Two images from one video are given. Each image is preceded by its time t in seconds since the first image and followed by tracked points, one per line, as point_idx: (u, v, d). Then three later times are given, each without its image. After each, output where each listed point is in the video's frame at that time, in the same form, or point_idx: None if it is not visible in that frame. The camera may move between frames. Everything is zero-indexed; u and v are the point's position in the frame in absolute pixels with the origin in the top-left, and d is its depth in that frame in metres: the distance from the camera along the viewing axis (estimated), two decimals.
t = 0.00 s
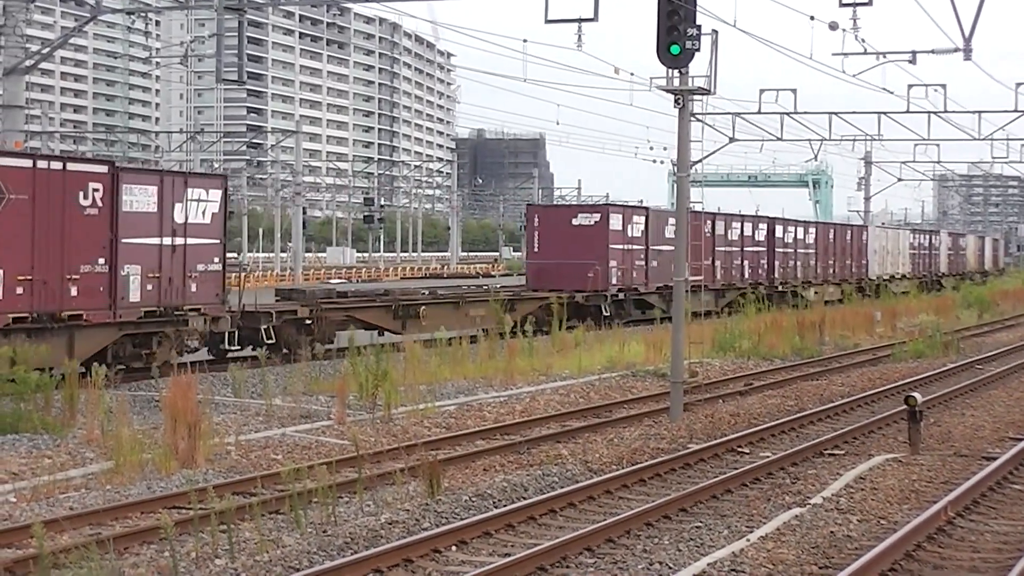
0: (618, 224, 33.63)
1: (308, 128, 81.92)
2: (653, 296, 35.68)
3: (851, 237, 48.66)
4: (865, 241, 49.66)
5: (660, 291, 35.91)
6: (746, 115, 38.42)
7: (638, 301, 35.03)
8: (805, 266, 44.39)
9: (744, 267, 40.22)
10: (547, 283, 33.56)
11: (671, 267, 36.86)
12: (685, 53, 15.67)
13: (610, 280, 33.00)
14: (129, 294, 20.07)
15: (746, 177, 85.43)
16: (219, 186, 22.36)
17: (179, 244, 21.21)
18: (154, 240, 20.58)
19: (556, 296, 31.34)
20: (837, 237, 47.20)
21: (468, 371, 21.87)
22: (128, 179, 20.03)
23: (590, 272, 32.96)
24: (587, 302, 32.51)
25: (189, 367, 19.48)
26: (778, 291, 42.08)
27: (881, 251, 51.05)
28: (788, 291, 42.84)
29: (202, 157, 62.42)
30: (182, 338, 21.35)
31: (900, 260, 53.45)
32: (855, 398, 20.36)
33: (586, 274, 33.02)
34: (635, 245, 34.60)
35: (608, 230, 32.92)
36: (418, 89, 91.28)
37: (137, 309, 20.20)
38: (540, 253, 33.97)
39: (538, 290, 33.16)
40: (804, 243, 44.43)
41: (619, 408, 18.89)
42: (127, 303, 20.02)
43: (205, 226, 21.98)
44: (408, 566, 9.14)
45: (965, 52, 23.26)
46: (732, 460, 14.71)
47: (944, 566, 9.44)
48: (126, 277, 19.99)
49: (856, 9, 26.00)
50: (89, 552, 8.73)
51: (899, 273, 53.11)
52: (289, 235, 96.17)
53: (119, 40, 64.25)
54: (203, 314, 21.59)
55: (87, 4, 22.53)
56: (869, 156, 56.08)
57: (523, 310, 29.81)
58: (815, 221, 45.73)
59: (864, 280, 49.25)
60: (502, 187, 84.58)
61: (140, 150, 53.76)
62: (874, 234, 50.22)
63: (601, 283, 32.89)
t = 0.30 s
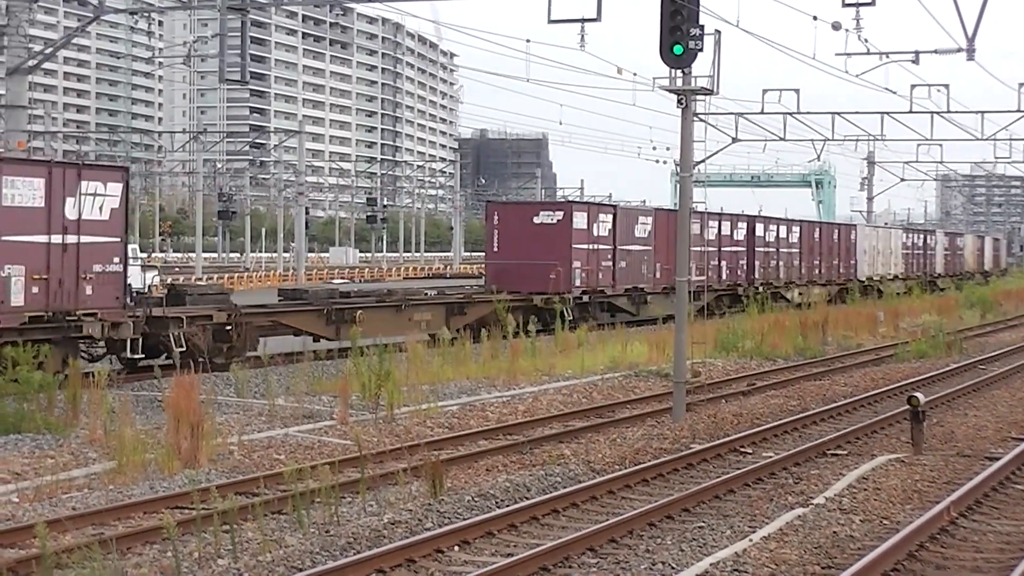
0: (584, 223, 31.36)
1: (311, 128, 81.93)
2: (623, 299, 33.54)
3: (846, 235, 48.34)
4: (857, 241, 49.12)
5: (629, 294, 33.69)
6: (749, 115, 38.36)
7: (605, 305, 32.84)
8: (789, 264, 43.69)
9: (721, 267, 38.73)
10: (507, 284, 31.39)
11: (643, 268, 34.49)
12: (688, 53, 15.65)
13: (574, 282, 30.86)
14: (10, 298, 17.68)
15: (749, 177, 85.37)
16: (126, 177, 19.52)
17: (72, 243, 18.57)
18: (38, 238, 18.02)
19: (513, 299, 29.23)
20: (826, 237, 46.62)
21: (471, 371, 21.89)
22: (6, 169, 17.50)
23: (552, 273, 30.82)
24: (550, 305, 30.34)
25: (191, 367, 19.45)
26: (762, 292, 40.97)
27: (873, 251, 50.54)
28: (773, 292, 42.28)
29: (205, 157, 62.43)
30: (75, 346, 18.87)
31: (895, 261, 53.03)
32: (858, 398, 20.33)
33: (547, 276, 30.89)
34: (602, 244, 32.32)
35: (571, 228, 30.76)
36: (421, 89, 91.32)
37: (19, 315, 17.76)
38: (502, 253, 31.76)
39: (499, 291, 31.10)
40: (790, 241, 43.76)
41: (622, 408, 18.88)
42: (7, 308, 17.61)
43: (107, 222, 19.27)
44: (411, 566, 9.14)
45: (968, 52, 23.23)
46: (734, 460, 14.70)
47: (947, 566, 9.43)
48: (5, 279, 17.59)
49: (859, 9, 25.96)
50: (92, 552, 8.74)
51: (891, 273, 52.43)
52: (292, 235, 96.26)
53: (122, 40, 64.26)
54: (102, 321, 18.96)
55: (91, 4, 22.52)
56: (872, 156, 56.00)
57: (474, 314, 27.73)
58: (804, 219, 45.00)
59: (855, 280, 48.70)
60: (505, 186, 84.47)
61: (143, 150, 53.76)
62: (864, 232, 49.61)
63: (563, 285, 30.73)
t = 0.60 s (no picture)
0: (540, 220, 29.83)
1: (312, 128, 81.90)
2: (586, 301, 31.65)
3: (829, 234, 47.45)
4: (842, 240, 48.38)
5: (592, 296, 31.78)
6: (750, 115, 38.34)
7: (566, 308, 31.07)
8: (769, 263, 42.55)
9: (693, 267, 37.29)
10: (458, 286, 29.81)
11: (607, 268, 32.72)
12: (689, 53, 15.63)
13: (530, 283, 29.26)
14: None
15: (750, 177, 85.39)
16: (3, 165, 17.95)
17: None
18: None
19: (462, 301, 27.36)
20: (808, 236, 45.68)
21: (472, 371, 21.88)
22: None
23: (507, 273, 29.27)
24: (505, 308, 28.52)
25: (192, 367, 19.42)
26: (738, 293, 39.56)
27: (862, 251, 49.77)
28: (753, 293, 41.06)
29: (207, 156, 62.37)
30: None
31: (887, 258, 52.40)
32: (859, 398, 20.31)
33: (501, 276, 29.35)
34: (561, 243, 30.68)
35: (526, 225, 29.14)
36: (422, 89, 91.40)
37: None
38: (453, 253, 30.15)
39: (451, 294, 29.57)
40: (771, 240, 42.71)
41: (623, 407, 18.87)
42: None
43: None
44: (412, 566, 9.14)
45: (969, 52, 23.21)
46: (735, 460, 14.69)
47: (948, 566, 9.43)
48: None
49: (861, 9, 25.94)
50: (93, 552, 8.74)
51: (880, 274, 51.47)
52: (293, 235, 96.31)
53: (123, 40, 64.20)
54: None
55: (91, 4, 22.48)
56: (873, 156, 55.99)
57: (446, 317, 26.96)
58: (784, 217, 43.83)
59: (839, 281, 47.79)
60: (506, 186, 84.15)
61: (144, 150, 53.70)
62: (849, 231, 48.81)
63: (518, 286, 29.14)
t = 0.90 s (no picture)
0: (491, 217, 27.84)
1: (313, 127, 81.91)
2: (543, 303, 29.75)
3: (811, 234, 46.18)
4: (826, 240, 47.15)
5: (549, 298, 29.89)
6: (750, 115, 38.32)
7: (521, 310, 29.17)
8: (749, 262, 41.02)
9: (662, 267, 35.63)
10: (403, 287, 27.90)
11: (566, 268, 30.79)
12: (689, 53, 15.63)
13: (480, 284, 27.35)
14: None
15: (750, 177, 85.49)
16: None
17: None
18: None
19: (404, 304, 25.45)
20: (788, 235, 44.36)
21: (472, 372, 21.87)
22: None
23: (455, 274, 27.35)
24: (452, 311, 26.57)
25: (192, 367, 19.42)
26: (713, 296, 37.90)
27: (847, 250, 48.65)
28: (727, 295, 39.46)
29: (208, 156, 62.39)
30: None
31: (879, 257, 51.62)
32: (859, 398, 20.31)
33: (448, 278, 27.44)
34: (514, 242, 28.74)
35: (475, 223, 27.18)
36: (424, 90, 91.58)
37: None
38: (397, 253, 28.25)
39: (396, 296, 27.71)
40: (750, 239, 41.18)
41: (624, 407, 18.86)
42: None
43: None
44: (412, 566, 9.13)
45: (970, 52, 23.23)
46: (735, 460, 14.68)
47: (949, 566, 9.42)
48: None
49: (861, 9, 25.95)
50: (93, 552, 8.74)
51: (866, 275, 50.25)
52: (293, 235, 96.36)
53: (124, 41, 64.17)
54: None
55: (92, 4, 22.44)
56: (874, 156, 56.03)
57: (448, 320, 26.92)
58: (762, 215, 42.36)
59: (821, 283, 46.50)
60: (507, 187, 83.39)
61: (144, 151, 53.65)
62: (834, 230, 47.62)
63: (466, 288, 27.21)
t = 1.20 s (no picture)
0: (436, 214, 26.24)
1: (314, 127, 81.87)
2: (495, 305, 28.42)
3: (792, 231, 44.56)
4: (808, 238, 45.55)
5: (503, 300, 28.61)
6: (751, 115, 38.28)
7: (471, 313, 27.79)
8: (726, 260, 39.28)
9: (629, 267, 34.29)
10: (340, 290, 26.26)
11: (521, 269, 29.34)
12: (690, 53, 15.63)
13: (423, 287, 25.73)
14: None
15: (751, 176, 85.47)
16: None
17: None
18: None
19: (338, 306, 24.08)
20: (768, 233, 42.59)
21: (472, 371, 21.85)
22: None
23: (396, 275, 25.75)
24: (391, 314, 25.05)
25: (193, 366, 19.43)
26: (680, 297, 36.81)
27: (832, 249, 47.11)
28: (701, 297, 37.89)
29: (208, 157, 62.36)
30: None
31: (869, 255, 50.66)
32: (860, 398, 20.29)
33: (389, 279, 25.82)
34: (463, 241, 27.15)
35: (417, 220, 25.59)
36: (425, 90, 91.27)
37: None
38: (335, 253, 26.62)
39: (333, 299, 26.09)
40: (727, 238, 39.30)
41: (624, 407, 18.84)
42: None
43: None
44: (413, 566, 9.13)
45: (970, 52, 23.23)
46: (736, 460, 14.67)
47: (950, 566, 9.42)
48: None
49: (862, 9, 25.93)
50: (94, 552, 8.74)
51: (852, 275, 48.90)
52: (294, 234, 96.33)
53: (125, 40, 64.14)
54: None
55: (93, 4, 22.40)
56: (875, 155, 55.99)
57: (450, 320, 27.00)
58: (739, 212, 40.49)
59: (800, 283, 44.86)
60: (508, 186, 83.24)
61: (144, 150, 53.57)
62: (817, 228, 46.09)
63: (407, 290, 25.62)
